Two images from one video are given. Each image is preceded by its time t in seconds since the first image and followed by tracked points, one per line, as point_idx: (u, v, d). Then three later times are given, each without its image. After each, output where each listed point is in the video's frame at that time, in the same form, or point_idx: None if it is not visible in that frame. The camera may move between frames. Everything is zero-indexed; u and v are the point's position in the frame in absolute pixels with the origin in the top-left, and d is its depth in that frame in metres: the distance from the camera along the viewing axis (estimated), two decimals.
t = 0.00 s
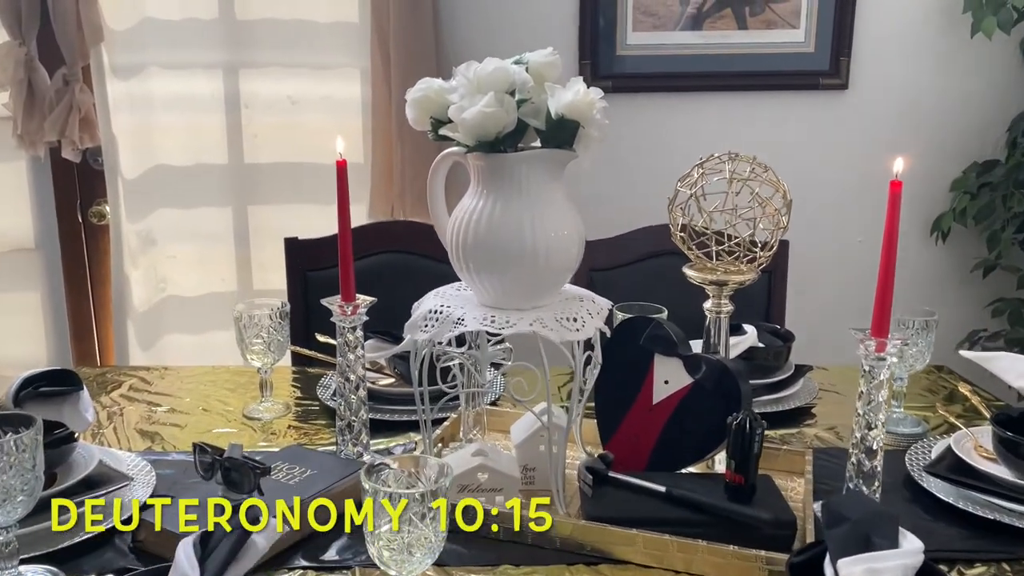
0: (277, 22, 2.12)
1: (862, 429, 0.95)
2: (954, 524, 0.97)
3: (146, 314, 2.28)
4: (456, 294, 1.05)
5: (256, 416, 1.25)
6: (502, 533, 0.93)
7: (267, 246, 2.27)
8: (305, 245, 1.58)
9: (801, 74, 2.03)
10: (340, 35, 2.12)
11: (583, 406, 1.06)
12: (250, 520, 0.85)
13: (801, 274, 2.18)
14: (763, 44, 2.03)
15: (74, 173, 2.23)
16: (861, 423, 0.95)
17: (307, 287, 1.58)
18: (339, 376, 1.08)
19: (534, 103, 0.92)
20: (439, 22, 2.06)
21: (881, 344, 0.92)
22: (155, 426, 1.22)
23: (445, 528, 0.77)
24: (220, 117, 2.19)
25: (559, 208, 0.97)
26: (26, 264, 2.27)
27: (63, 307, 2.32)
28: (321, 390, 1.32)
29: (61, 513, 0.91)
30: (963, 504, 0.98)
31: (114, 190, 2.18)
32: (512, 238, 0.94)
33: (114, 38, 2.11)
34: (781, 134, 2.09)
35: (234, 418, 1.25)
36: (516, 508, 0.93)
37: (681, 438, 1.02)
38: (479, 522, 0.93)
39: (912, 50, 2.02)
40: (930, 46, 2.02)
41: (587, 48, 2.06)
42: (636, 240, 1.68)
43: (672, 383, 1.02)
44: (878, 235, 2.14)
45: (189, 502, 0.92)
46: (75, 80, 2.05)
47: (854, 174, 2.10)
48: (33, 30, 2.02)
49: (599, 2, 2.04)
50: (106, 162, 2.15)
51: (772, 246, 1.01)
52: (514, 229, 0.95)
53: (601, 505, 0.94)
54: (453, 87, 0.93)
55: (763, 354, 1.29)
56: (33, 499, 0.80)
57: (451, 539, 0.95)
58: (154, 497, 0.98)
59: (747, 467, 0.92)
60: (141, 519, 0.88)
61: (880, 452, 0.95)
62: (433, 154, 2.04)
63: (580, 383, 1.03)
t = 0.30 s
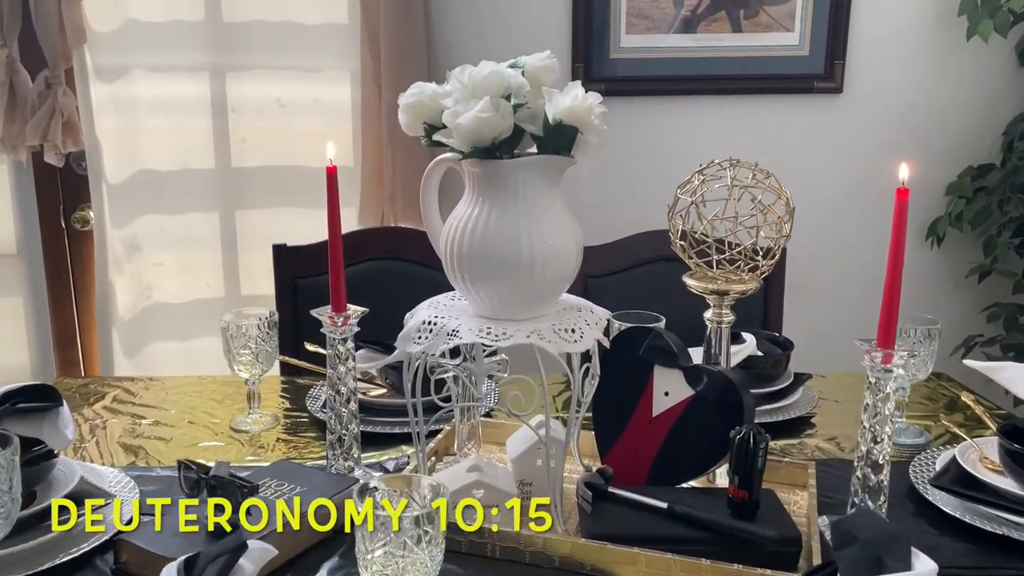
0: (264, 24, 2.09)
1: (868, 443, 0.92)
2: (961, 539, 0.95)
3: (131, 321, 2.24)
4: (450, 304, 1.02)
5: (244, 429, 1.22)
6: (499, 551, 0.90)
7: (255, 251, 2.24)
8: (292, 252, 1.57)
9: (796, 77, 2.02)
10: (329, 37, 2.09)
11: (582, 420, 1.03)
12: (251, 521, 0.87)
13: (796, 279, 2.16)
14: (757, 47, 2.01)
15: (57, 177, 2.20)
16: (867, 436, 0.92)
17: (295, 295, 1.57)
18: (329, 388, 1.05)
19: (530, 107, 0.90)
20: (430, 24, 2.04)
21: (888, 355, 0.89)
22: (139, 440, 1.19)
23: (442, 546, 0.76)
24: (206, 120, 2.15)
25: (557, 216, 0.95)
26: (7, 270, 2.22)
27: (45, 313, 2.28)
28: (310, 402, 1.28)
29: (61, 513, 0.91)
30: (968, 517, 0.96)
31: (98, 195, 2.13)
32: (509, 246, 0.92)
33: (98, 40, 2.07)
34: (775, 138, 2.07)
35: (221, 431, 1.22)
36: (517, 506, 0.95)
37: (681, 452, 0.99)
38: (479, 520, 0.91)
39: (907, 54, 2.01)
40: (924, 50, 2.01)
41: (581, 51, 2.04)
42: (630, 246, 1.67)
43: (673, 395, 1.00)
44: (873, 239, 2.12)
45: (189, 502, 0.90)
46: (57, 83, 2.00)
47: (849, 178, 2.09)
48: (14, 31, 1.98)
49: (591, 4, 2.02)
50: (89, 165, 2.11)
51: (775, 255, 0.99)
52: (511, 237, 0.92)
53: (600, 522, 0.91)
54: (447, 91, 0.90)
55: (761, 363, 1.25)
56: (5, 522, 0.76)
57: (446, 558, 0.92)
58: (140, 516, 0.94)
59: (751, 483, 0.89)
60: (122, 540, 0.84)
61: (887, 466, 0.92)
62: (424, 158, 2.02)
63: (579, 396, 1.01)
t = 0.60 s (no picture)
0: (253, 26, 2.06)
1: (875, 456, 0.90)
2: (968, 554, 0.93)
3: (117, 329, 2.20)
4: (447, 316, 0.99)
5: (234, 442, 1.18)
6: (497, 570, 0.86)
7: (244, 258, 2.21)
8: (282, 259, 1.55)
9: (791, 82, 2.00)
10: (320, 41, 2.06)
11: (582, 433, 1.00)
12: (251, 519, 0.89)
13: (790, 284, 2.15)
14: (752, 51, 2.00)
15: (41, 183, 2.16)
16: (875, 450, 0.90)
17: (285, 303, 1.54)
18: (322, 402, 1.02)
19: (530, 114, 0.88)
20: (422, 27, 2.01)
21: (895, 367, 0.87)
22: (125, 454, 1.15)
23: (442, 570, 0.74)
24: (194, 124, 2.12)
25: (557, 225, 0.92)
26: None
27: (29, 321, 2.24)
28: (302, 414, 1.25)
29: (61, 512, 0.91)
30: (978, 532, 0.94)
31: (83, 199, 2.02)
32: (508, 257, 0.89)
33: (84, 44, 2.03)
34: (769, 143, 2.06)
35: (209, 445, 1.18)
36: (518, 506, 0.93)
37: (684, 467, 0.97)
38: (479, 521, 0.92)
39: (902, 58, 2.00)
40: (920, 54, 2.00)
41: (574, 55, 2.02)
42: (625, 252, 1.65)
43: (675, 408, 0.98)
44: (868, 244, 2.11)
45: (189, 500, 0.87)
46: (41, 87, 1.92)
47: (844, 182, 2.08)
48: None
49: (585, 8, 2.00)
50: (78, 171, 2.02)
51: (779, 264, 0.97)
52: (510, 247, 0.89)
53: (602, 540, 0.88)
54: (444, 97, 0.88)
55: (762, 371, 1.23)
56: None
57: None
58: (125, 536, 0.91)
59: (757, 498, 0.87)
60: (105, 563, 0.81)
61: (895, 480, 0.90)
62: (415, 164, 1.99)
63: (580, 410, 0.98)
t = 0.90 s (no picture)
0: (247, 29, 2.03)
1: (893, 471, 0.88)
2: (987, 569, 0.91)
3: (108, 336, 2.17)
4: (452, 327, 0.97)
5: (231, 455, 1.15)
6: None
7: (237, 263, 2.17)
8: (278, 267, 1.52)
9: (791, 85, 1.98)
10: (315, 43, 2.03)
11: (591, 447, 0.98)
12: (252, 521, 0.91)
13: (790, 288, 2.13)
14: (753, 53, 1.98)
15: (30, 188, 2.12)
16: (893, 465, 0.88)
17: (282, 311, 1.52)
18: (322, 415, 0.99)
19: (538, 119, 0.85)
20: (418, 29, 1.98)
21: (914, 379, 0.84)
22: (118, 468, 1.12)
23: None
24: (186, 128, 2.08)
25: (566, 234, 0.90)
26: None
27: (18, 328, 2.20)
28: (300, 426, 1.22)
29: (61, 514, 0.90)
30: (995, 546, 0.92)
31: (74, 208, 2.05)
32: (517, 267, 0.86)
33: (75, 47, 2.01)
34: (769, 146, 2.04)
35: (205, 458, 1.15)
36: (517, 506, 0.92)
37: (697, 481, 0.94)
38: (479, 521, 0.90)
39: (903, 61, 1.99)
40: (921, 57, 1.99)
41: (573, 57, 1.99)
42: (627, 258, 1.63)
43: (686, 420, 0.95)
44: (869, 248, 2.10)
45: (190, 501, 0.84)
46: (30, 91, 1.92)
47: (844, 186, 2.06)
48: None
49: (584, 10, 1.97)
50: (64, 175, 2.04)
51: (793, 273, 0.94)
52: (519, 257, 0.87)
53: (614, 558, 0.85)
54: (450, 102, 0.85)
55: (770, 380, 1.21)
56: None
57: None
58: (118, 556, 0.87)
59: (773, 514, 0.84)
60: None
61: (913, 495, 0.87)
62: (412, 168, 1.96)
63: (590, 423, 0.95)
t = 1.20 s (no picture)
0: (241, 29, 2.00)
1: (904, 479, 0.86)
2: None
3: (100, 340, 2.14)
4: (454, 333, 0.94)
5: (226, 464, 1.13)
6: None
7: (231, 266, 2.15)
8: (273, 270, 1.50)
9: (790, 86, 1.97)
10: (310, 44, 2.01)
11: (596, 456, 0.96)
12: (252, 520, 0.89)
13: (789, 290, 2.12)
14: (752, 55, 1.96)
15: (20, 191, 2.09)
16: (905, 473, 0.86)
17: (277, 315, 1.50)
18: (320, 423, 0.96)
19: (542, 121, 0.83)
20: (415, 30, 1.96)
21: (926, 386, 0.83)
22: (110, 478, 1.09)
23: None
24: (179, 130, 2.06)
25: (570, 238, 0.88)
26: None
27: (8, 332, 2.17)
28: (297, 433, 1.20)
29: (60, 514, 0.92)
30: (1008, 555, 0.90)
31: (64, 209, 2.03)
32: (521, 271, 0.84)
33: (66, 48, 1.98)
34: (768, 148, 2.03)
35: (200, 467, 1.13)
36: (517, 507, 0.90)
37: (704, 490, 0.92)
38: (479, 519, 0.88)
39: (903, 62, 1.98)
40: (920, 58, 1.98)
41: (571, 58, 1.98)
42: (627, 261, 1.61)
43: (693, 427, 0.93)
44: (868, 250, 2.09)
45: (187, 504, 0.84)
46: (20, 93, 1.89)
47: (843, 188, 2.05)
48: None
49: (581, 11, 1.96)
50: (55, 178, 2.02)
51: (801, 277, 0.92)
52: (523, 262, 0.85)
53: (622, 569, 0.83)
54: (452, 104, 0.83)
55: (774, 385, 1.19)
56: None
57: None
58: (112, 568, 0.86)
59: (783, 524, 0.82)
60: None
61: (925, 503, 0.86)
62: (408, 170, 1.94)
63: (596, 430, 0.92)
